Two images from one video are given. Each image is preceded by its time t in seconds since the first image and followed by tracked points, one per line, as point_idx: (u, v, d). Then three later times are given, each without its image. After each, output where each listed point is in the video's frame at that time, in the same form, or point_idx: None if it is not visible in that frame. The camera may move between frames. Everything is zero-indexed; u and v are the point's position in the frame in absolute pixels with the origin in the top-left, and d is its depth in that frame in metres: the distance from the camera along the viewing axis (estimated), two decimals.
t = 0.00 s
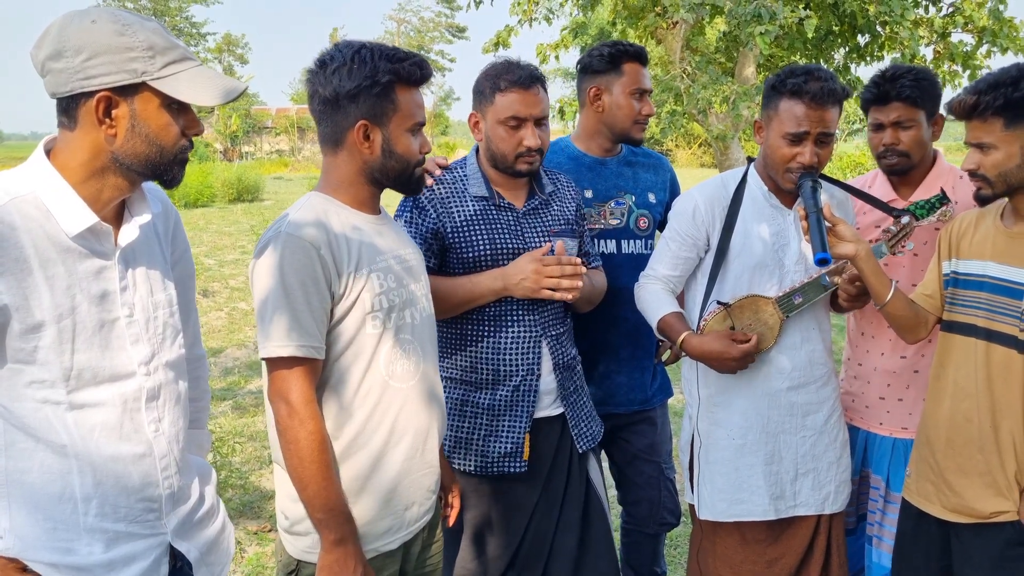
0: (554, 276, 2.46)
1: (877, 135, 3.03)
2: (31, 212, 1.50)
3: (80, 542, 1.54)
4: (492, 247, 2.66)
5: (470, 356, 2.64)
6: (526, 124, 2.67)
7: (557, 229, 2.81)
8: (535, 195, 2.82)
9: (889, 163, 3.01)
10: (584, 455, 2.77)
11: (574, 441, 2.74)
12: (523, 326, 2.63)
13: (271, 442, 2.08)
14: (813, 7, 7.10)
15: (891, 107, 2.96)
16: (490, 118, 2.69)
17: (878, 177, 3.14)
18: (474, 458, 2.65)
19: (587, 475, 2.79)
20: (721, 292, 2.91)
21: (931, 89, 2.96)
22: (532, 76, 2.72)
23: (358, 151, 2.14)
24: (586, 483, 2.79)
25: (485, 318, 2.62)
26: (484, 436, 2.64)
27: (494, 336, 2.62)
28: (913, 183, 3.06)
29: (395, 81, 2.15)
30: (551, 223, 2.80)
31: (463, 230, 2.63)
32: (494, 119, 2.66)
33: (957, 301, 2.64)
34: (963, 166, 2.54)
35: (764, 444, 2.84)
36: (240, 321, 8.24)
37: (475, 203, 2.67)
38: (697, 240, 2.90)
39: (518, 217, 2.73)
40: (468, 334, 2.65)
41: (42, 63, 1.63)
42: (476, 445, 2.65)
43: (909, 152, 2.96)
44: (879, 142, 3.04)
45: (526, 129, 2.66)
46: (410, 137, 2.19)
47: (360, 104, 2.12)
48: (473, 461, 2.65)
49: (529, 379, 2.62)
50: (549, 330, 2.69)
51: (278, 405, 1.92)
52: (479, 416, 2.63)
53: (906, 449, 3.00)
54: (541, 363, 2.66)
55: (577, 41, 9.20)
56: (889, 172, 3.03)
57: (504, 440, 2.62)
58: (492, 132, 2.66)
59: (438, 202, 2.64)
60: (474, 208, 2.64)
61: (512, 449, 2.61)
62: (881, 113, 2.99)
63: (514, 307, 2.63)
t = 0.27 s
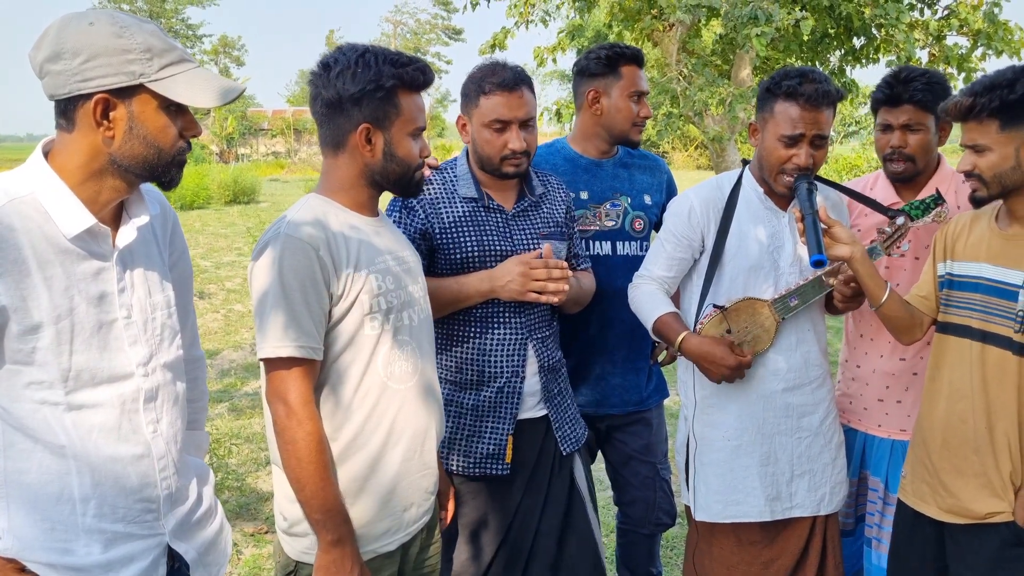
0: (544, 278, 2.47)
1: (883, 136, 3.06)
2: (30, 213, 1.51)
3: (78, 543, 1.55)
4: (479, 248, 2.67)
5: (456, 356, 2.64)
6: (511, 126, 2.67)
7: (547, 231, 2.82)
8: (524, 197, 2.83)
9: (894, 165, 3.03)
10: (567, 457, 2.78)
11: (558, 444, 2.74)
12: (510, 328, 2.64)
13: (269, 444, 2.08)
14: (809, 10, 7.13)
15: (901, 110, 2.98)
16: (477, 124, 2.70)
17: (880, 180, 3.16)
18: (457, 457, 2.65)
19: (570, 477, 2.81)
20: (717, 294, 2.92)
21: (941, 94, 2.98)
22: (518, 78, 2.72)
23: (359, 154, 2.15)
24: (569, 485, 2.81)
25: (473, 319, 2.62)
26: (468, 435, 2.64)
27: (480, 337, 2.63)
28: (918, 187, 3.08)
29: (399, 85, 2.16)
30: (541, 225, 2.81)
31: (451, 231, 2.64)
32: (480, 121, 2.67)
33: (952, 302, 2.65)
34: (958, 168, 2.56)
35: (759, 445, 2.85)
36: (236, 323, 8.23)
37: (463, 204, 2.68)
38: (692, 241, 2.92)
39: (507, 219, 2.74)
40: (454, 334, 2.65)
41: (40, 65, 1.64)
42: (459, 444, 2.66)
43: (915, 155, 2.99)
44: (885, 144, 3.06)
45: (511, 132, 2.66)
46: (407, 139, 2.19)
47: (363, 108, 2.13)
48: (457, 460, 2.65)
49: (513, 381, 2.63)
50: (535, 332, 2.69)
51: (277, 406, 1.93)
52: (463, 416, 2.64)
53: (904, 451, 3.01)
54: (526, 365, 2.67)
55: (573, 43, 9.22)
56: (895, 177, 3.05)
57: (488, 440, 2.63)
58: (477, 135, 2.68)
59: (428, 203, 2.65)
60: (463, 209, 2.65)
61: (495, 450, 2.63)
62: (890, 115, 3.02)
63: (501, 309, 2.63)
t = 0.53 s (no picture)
0: (554, 279, 2.48)
1: (877, 137, 3.07)
2: (29, 215, 1.51)
3: (77, 544, 1.55)
4: (491, 247, 2.68)
5: (466, 356, 2.65)
6: (528, 126, 2.70)
7: (558, 231, 2.83)
8: (536, 198, 2.84)
9: (885, 166, 3.05)
10: (577, 458, 2.79)
11: (568, 445, 2.75)
12: (520, 327, 2.65)
13: (268, 445, 2.08)
14: (803, 12, 7.17)
15: (897, 112, 3.00)
16: (496, 122, 2.72)
17: (869, 181, 3.17)
18: (467, 457, 2.66)
19: (577, 477, 2.82)
20: (711, 295, 2.94)
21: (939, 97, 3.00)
22: (537, 80, 2.76)
23: (356, 153, 2.16)
24: (576, 485, 2.82)
25: (482, 318, 2.64)
26: (478, 436, 2.65)
27: (489, 337, 2.64)
28: (906, 187, 3.10)
29: (392, 83, 2.17)
30: (552, 225, 2.82)
31: (462, 230, 2.65)
32: (498, 120, 2.70)
33: (945, 303, 2.67)
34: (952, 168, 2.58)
35: (755, 445, 2.87)
36: (231, 325, 8.22)
37: (476, 204, 2.69)
38: (687, 243, 2.93)
39: (519, 219, 2.75)
40: (464, 333, 2.67)
41: (39, 66, 1.64)
42: (469, 445, 2.66)
43: (908, 157, 3.01)
44: (878, 144, 3.07)
45: (528, 131, 2.69)
46: (404, 141, 2.20)
47: (359, 107, 2.14)
48: (467, 460, 2.66)
49: (522, 381, 2.64)
50: (545, 332, 2.71)
51: (275, 407, 1.94)
52: (472, 416, 2.64)
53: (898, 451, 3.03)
54: (536, 364, 2.68)
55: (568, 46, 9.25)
56: (884, 176, 3.07)
57: (499, 440, 2.63)
58: (495, 132, 2.70)
59: (441, 201, 2.66)
60: (475, 208, 2.67)
61: (505, 450, 2.63)
62: (886, 116, 3.03)
63: (511, 309, 2.65)
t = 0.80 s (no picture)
0: (567, 279, 2.49)
1: (858, 139, 3.08)
2: (28, 216, 1.51)
3: (74, 544, 1.55)
4: (505, 247, 2.69)
5: (481, 357, 2.68)
6: (551, 126, 2.71)
7: (570, 232, 2.84)
8: (549, 199, 2.85)
9: (869, 169, 3.06)
10: (591, 457, 2.80)
11: (583, 443, 2.77)
12: (534, 328, 2.68)
13: (266, 444, 2.09)
14: (796, 15, 7.21)
15: (877, 113, 3.00)
16: (519, 122, 2.72)
17: (854, 184, 3.20)
18: (484, 458, 2.68)
19: (593, 477, 2.82)
20: (706, 296, 2.96)
21: (917, 98, 3.02)
22: (562, 83, 2.77)
23: (354, 155, 2.17)
24: (592, 485, 2.81)
25: (497, 320, 2.66)
26: (494, 436, 2.66)
27: (505, 338, 2.66)
28: (889, 189, 3.11)
29: (393, 87, 2.19)
30: (564, 226, 2.83)
31: (478, 230, 2.67)
32: (522, 118, 2.70)
33: (938, 303, 2.70)
34: (952, 171, 2.60)
35: (749, 445, 2.88)
36: (223, 326, 8.20)
37: (491, 204, 2.70)
38: (682, 244, 2.94)
39: (533, 220, 2.75)
40: (479, 335, 2.69)
41: (39, 67, 1.64)
42: (485, 446, 2.68)
43: (890, 159, 3.03)
44: (860, 147, 3.09)
45: (551, 132, 2.70)
46: (401, 143, 2.21)
47: (358, 110, 2.15)
48: (484, 461, 2.68)
49: (538, 380, 2.66)
50: (559, 332, 2.73)
51: (272, 406, 1.94)
52: (489, 417, 2.66)
53: (888, 451, 3.05)
54: (551, 364, 2.70)
55: (561, 47, 9.27)
56: (867, 178, 3.08)
57: (515, 440, 2.65)
58: (516, 131, 2.71)
59: (456, 201, 2.68)
60: (490, 209, 2.68)
61: (522, 450, 2.65)
62: (865, 118, 3.04)
63: (526, 310, 2.67)
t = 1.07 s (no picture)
0: (550, 279, 2.50)
1: (843, 143, 3.12)
2: (24, 215, 1.51)
3: (71, 545, 1.55)
4: (486, 248, 2.69)
5: (465, 357, 2.67)
6: (527, 126, 2.73)
7: (551, 231, 2.85)
8: (528, 198, 2.85)
9: (857, 171, 3.08)
10: (580, 456, 2.80)
11: (572, 441, 2.77)
12: (518, 327, 2.67)
13: (261, 444, 2.09)
14: (785, 17, 7.25)
15: (857, 116, 3.04)
16: (495, 123, 2.74)
17: (846, 184, 3.23)
18: (471, 458, 2.68)
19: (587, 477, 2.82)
20: (699, 296, 2.97)
21: (895, 99, 3.05)
22: (536, 82, 2.79)
23: (347, 154, 2.16)
24: (587, 485, 2.82)
25: (480, 320, 2.65)
26: (480, 436, 2.67)
27: (489, 338, 2.66)
28: (881, 191, 3.13)
29: (385, 86, 2.18)
30: (545, 225, 2.84)
31: (458, 232, 2.66)
32: (497, 119, 2.72)
33: (928, 303, 2.72)
34: (940, 174, 2.62)
35: (741, 445, 2.90)
36: (214, 328, 8.17)
37: (470, 205, 2.70)
38: (675, 245, 2.96)
39: (513, 220, 2.76)
40: (463, 335, 2.68)
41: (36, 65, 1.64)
42: (471, 446, 2.69)
43: (876, 160, 3.05)
44: (845, 151, 3.12)
45: (527, 132, 2.72)
46: (395, 143, 2.20)
47: (350, 109, 2.14)
48: (470, 461, 2.69)
49: (523, 380, 2.65)
50: (543, 331, 2.73)
51: (267, 407, 1.94)
52: (474, 416, 2.67)
53: (879, 452, 3.08)
54: (535, 363, 2.70)
55: (551, 49, 9.29)
56: (856, 182, 3.11)
57: (501, 440, 2.65)
58: (492, 131, 2.72)
59: (435, 204, 2.67)
60: (469, 210, 2.68)
61: (508, 449, 2.65)
62: (848, 123, 3.08)
63: (509, 309, 2.66)
